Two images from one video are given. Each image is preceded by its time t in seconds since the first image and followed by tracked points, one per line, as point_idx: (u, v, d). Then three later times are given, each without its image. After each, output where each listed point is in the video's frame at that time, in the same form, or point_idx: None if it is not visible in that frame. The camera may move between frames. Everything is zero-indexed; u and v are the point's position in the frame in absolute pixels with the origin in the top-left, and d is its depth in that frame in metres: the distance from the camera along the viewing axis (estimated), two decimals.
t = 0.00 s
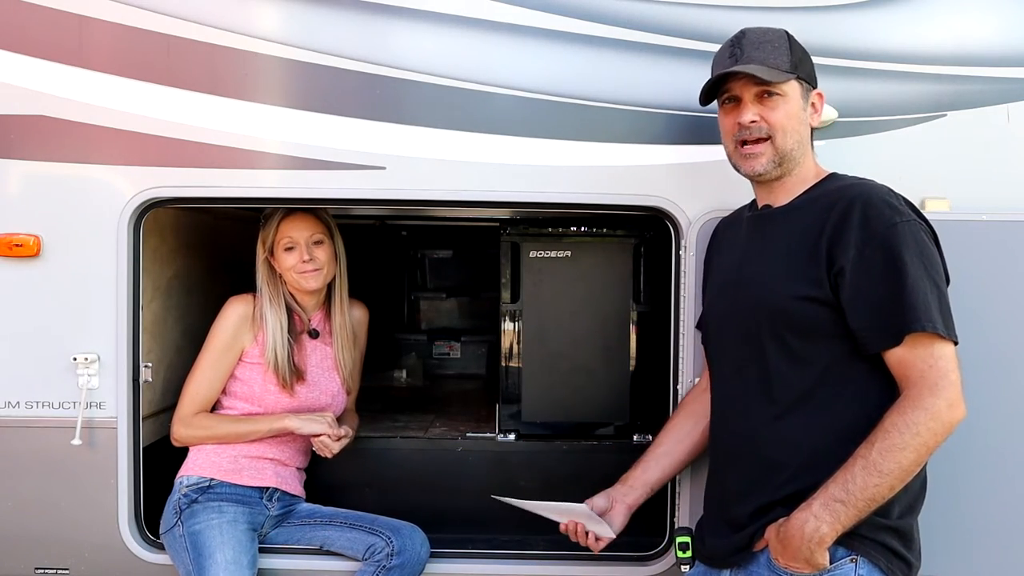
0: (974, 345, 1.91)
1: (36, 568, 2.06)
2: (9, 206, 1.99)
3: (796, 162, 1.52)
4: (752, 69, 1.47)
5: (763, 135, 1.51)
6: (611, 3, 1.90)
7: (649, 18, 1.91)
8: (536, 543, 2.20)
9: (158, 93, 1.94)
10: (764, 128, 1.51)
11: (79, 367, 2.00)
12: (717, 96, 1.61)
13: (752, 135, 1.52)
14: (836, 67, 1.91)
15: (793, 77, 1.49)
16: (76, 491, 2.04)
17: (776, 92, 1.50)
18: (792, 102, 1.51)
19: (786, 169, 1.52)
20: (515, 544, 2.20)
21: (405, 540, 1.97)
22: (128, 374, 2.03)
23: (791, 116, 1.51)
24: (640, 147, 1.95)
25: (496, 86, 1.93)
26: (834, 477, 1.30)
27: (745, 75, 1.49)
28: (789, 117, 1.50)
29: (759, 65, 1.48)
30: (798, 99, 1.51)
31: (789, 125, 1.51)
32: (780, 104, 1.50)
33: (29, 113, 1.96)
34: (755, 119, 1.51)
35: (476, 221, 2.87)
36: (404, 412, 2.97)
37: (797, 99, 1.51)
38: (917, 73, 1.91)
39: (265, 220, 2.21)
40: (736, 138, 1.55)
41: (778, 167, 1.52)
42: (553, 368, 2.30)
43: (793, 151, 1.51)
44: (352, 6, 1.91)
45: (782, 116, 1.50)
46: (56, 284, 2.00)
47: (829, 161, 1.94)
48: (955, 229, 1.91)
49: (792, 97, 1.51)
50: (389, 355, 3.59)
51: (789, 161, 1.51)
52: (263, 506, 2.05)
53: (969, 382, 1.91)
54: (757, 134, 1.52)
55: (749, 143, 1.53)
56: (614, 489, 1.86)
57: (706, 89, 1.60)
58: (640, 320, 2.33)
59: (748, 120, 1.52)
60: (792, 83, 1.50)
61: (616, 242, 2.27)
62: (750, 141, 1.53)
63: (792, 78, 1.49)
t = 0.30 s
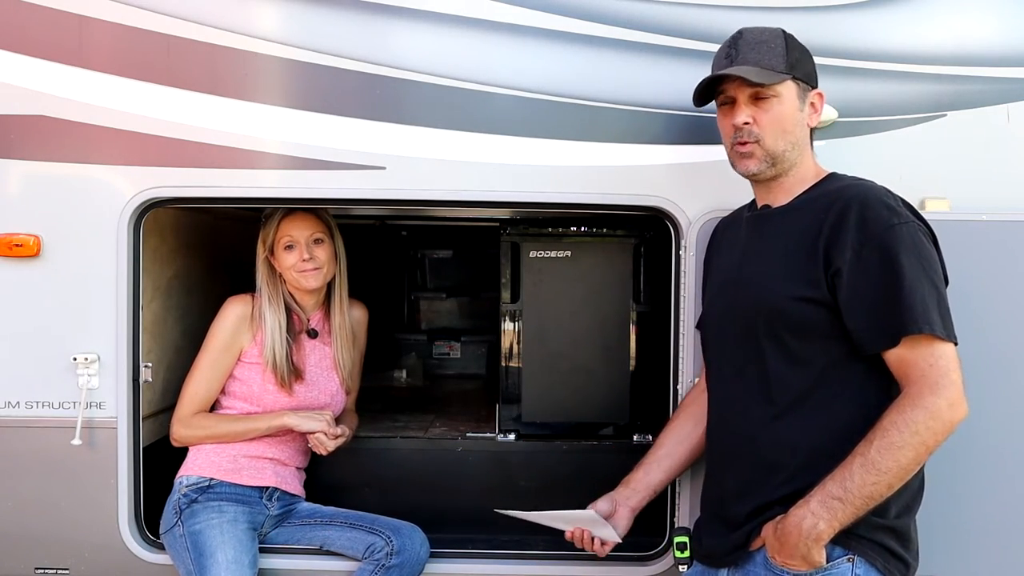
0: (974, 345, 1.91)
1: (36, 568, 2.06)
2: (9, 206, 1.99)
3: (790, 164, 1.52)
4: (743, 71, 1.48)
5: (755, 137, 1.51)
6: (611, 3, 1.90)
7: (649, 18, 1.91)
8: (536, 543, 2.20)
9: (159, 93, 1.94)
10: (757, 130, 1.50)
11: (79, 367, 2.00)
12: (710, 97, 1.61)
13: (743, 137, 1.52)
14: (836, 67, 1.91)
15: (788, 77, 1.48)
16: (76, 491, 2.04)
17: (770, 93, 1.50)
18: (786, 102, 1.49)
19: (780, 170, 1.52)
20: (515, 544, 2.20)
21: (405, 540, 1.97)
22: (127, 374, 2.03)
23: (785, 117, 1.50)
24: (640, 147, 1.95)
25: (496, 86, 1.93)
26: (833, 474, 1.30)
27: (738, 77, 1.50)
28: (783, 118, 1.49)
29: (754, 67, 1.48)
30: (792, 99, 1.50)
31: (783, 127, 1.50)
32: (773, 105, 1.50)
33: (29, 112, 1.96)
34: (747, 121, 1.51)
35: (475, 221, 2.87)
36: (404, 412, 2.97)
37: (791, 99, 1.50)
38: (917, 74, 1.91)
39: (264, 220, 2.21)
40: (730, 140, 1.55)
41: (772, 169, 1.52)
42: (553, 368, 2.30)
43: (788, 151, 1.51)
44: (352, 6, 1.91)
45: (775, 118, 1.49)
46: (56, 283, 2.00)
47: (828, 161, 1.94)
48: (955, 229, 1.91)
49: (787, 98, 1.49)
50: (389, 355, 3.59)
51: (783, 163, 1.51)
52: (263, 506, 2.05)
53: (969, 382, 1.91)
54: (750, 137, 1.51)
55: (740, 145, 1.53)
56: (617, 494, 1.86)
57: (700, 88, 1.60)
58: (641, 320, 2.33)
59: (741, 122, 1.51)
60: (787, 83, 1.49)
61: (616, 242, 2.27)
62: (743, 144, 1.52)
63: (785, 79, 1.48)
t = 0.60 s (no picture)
0: (974, 345, 1.91)
1: (36, 569, 2.06)
2: (9, 206, 1.99)
3: (759, 172, 1.54)
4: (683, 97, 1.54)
5: (720, 152, 1.57)
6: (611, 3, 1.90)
7: (649, 18, 1.91)
8: (536, 543, 2.20)
9: (159, 93, 1.94)
10: (718, 146, 1.56)
11: (79, 367, 2.00)
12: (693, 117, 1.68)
13: (712, 152, 1.59)
14: (836, 67, 1.91)
15: (734, 93, 1.49)
16: (76, 491, 2.04)
17: (722, 110, 1.51)
18: (739, 116, 1.50)
19: (754, 180, 1.55)
20: (515, 544, 2.19)
21: (405, 540, 1.97)
22: (127, 374, 2.02)
23: (739, 130, 1.50)
24: (640, 147, 1.95)
25: (496, 86, 1.93)
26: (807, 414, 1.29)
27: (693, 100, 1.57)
28: (736, 132, 1.51)
29: (701, 87, 1.52)
30: (745, 111, 1.49)
31: (739, 141, 1.51)
32: (726, 121, 1.52)
33: (29, 112, 1.96)
34: (708, 138, 1.58)
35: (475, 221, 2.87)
36: (404, 412, 2.97)
37: (744, 111, 1.49)
38: (917, 74, 1.91)
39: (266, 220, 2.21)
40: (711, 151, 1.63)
41: (744, 179, 1.56)
42: (552, 368, 2.30)
43: (753, 163, 1.52)
44: (352, 6, 1.91)
45: (730, 133, 1.52)
46: (56, 283, 2.00)
47: (828, 160, 1.94)
48: (955, 229, 1.91)
49: (738, 111, 1.50)
50: (389, 355, 3.59)
51: (751, 173, 1.54)
52: (263, 506, 2.05)
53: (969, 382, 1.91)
54: (716, 152, 1.58)
55: (715, 158, 1.60)
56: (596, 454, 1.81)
57: (668, 114, 1.69)
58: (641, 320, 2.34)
59: (704, 139, 1.58)
60: (738, 96, 1.49)
61: (616, 242, 2.27)
62: (715, 158, 1.60)
63: (731, 94, 1.49)
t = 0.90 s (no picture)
0: (974, 345, 1.91)
1: (36, 569, 2.06)
2: (9, 206, 1.99)
3: (755, 176, 1.54)
4: (673, 107, 1.56)
5: (716, 158, 1.58)
6: (610, 3, 1.90)
7: (649, 18, 1.91)
8: (537, 543, 2.20)
9: (159, 93, 1.94)
10: (714, 152, 1.57)
11: (79, 367, 2.00)
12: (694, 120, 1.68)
13: (710, 157, 1.60)
14: (836, 67, 1.91)
15: (725, 100, 1.49)
16: (76, 491, 2.04)
17: (713, 117, 1.52)
18: (730, 123, 1.50)
19: (751, 183, 1.56)
20: (515, 544, 2.19)
21: (404, 540, 1.97)
22: (127, 374, 2.02)
23: (731, 137, 1.51)
24: (640, 147, 1.95)
25: (496, 86, 1.93)
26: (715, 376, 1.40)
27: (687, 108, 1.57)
28: (729, 139, 1.51)
29: (693, 95, 1.53)
30: (737, 118, 1.49)
31: (732, 146, 1.52)
32: (718, 127, 1.52)
33: (29, 112, 1.96)
34: (703, 145, 1.59)
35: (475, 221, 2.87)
36: (404, 411, 2.97)
37: (735, 118, 1.49)
38: (917, 74, 1.91)
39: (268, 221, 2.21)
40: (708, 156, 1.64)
41: (741, 184, 1.57)
42: (552, 369, 2.30)
43: (748, 168, 1.53)
44: (352, 6, 1.91)
45: (722, 139, 1.52)
46: (56, 283, 2.00)
47: (828, 160, 1.94)
48: (955, 228, 1.91)
49: (730, 118, 1.50)
50: (389, 355, 3.59)
51: (747, 177, 1.55)
52: (263, 507, 2.05)
53: (969, 382, 1.91)
54: (713, 157, 1.59)
55: (713, 163, 1.61)
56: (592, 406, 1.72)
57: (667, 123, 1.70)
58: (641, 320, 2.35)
59: (700, 145, 1.60)
60: (728, 103, 1.49)
61: (616, 242, 2.27)
62: (713, 163, 1.61)
63: (721, 101, 1.49)
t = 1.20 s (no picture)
0: (975, 345, 1.91)
1: (36, 568, 2.06)
2: (9, 206, 1.99)
3: (757, 175, 1.54)
4: (674, 106, 1.55)
5: (717, 157, 1.57)
6: (610, 3, 1.90)
7: (649, 18, 1.91)
8: (536, 543, 2.20)
9: (159, 93, 1.94)
10: (715, 151, 1.56)
11: (79, 367, 2.00)
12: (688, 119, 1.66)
13: (710, 156, 1.60)
14: (836, 67, 1.91)
15: (728, 99, 1.48)
16: (76, 491, 2.04)
17: (716, 116, 1.51)
18: (733, 121, 1.49)
19: (751, 182, 1.56)
20: (515, 544, 2.19)
21: (403, 542, 1.97)
22: (127, 374, 2.03)
23: (734, 135, 1.50)
24: (640, 147, 1.95)
25: (496, 86, 1.93)
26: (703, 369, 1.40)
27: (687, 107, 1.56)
28: (732, 137, 1.50)
29: (694, 94, 1.52)
30: (740, 116, 1.49)
31: (735, 145, 1.51)
32: (721, 126, 1.51)
33: (29, 112, 1.96)
34: (703, 144, 1.58)
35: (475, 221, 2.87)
36: (404, 411, 2.97)
37: (739, 116, 1.49)
38: (917, 73, 1.91)
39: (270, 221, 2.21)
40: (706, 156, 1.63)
41: (742, 183, 1.57)
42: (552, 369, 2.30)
43: (750, 167, 1.53)
44: (352, 6, 1.91)
45: (725, 138, 1.52)
46: (56, 283, 2.00)
47: (828, 160, 1.94)
48: (955, 229, 1.91)
49: (733, 117, 1.49)
50: (389, 355, 3.59)
51: (748, 175, 1.54)
52: (265, 507, 2.05)
53: (969, 383, 1.91)
54: (713, 156, 1.58)
55: (713, 163, 1.60)
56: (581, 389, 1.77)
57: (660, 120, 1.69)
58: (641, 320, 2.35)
59: (701, 144, 1.59)
60: (731, 101, 1.49)
61: (616, 242, 2.27)
62: (713, 162, 1.60)
63: (725, 100, 1.48)
